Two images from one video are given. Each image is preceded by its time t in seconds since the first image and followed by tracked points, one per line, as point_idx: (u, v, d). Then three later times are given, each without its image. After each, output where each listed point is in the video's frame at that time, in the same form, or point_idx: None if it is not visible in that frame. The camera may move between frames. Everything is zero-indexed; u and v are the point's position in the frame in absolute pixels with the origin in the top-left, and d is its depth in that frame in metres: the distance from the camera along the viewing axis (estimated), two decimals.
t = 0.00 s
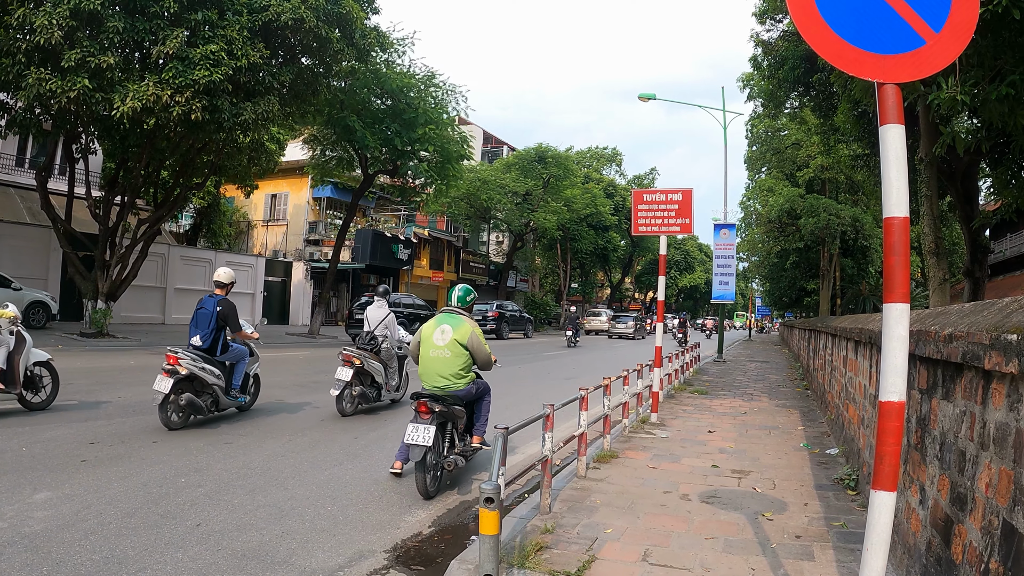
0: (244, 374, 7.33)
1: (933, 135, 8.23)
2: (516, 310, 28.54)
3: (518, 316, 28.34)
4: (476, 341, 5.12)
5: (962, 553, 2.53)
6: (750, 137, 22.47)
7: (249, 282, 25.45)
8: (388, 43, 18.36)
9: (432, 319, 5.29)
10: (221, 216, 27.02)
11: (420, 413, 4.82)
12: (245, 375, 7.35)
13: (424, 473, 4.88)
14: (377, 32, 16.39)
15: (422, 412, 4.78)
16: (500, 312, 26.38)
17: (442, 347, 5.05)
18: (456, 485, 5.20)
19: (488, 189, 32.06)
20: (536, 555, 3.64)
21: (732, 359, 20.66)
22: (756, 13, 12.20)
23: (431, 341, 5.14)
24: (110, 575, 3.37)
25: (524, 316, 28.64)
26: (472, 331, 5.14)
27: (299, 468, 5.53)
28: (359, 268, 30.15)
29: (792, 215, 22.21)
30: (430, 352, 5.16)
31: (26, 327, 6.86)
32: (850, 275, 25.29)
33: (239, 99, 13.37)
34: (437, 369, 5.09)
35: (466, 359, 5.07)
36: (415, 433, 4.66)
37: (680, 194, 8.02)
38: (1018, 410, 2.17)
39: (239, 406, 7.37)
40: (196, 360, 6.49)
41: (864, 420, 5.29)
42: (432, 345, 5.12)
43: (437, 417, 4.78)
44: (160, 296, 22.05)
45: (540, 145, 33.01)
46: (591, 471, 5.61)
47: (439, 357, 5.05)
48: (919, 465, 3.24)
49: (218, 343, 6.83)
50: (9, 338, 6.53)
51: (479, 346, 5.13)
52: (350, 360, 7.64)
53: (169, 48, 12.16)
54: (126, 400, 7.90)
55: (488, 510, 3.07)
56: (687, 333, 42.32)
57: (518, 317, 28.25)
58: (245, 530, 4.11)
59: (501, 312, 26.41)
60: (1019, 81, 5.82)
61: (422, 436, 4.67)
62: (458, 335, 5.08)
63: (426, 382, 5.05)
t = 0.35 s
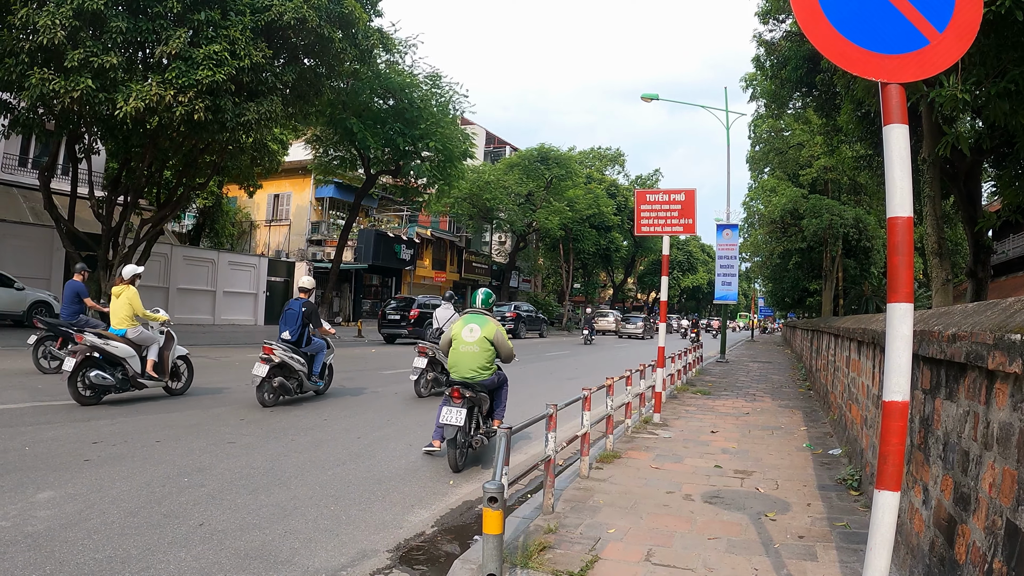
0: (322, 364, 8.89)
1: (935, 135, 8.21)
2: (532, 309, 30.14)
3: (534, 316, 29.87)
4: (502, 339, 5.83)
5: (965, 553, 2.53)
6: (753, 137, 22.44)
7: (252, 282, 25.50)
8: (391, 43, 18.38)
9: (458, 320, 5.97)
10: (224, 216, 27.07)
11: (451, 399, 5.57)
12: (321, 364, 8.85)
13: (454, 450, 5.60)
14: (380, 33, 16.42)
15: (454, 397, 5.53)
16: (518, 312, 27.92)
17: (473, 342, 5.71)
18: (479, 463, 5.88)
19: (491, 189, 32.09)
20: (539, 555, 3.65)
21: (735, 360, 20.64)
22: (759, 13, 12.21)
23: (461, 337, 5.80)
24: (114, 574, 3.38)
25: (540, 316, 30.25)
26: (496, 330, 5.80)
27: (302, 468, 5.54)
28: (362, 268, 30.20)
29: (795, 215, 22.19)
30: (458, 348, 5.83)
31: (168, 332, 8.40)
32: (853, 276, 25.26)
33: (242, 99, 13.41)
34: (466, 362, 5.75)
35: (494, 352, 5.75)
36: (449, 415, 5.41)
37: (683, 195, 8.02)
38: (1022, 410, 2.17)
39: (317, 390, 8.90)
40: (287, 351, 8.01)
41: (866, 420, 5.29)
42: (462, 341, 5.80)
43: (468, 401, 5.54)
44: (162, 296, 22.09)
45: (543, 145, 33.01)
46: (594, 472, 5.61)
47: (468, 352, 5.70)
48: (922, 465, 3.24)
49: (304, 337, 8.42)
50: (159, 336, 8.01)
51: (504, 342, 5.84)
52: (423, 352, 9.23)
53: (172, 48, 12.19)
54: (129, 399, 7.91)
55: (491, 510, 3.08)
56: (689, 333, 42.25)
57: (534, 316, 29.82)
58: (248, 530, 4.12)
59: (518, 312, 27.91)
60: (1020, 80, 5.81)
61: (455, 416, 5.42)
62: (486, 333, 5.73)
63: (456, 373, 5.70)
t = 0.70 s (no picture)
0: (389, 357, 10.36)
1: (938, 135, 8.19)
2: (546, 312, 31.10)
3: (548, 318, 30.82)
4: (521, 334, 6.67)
5: (968, 553, 2.53)
6: (755, 137, 22.44)
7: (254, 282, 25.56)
8: (393, 42, 18.39)
9: (480, 320, 6.74)
10: (227, 216, 27.12)
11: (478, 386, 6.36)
12: (388, 356, 10.27)
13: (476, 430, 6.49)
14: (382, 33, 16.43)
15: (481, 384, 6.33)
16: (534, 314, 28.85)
17: (498, 338, 6.48)
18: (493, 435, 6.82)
19: (493, 189, 32.11)
20: (542, 555, 3.65)
21: (737, 360, 20.65)
22: (762, 13, 12.20)
23: (485, 333, 6.57)
24: (116, 574, 3.39)
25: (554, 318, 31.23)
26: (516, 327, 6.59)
27: (305, 468, 5.56)
28: (364, 268, 30.25)
29: (797, 215, 22.18)
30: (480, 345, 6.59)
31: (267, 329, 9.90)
32: (855, 276, 25.22)
33: (244, 99, 13.43)
34: (491, 356, 6.51)
35: (517, 346, 6.54)
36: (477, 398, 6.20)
37: (685, 195, 8.02)
38: None
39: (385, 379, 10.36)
40: (359, 345, 9.60)
41: (868, 420, 5.30)
42: (485, 337, 6.56)
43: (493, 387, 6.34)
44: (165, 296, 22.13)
45: (545, 146, 33.00)
46: (596, 472, 5.61)
47: (492, 347, 6.48)
48: (924, 465, 3.24)
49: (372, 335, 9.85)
50: (262, 333, 9.46)
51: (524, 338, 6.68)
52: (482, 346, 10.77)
53: (175, 48, 12.22)
54: (132, 399, 7.95)
55: (494, 509, 3.09)
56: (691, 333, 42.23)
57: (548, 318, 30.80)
58: (251, 529, 4.13)
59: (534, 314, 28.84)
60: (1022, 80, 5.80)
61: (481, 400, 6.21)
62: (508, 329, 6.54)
63: (481, 365, 6.45)
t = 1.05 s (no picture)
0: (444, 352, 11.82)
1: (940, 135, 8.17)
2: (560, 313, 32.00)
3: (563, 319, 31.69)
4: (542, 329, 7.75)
5: (970, 553, 2.53)
6: (757, 138, 22.44)
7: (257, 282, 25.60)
8: (395, 42, 18.40)
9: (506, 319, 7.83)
10: (229, 216, 27.17)
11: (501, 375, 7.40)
12: (445, 351, 11.76)
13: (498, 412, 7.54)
14: (384, 33, 16.44)
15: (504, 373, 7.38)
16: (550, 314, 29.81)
17: (520, 332, 7.55)
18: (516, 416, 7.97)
19: (495, 189, 32.13)
20: (544, 555, 3.66)
21: (739, 360, 20.65)
22: (764, 13, 12.19)
23: (511, 330, 7.64)
24: (118, 573, 3.40)
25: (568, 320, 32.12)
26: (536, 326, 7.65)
27: (307, 467, 5.57)
28: (366, 268, 30.29)
29: (800, 216, 22.18)
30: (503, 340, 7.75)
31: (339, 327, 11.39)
32: (857, 276, 25.21)
33: (246, 99, 13.45)
34: (515, 350, 7.58)
35: (537, 343, 7.63)
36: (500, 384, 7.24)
37: (688, 195, 8.03)
38: None
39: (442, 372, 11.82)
40: (419, 340, 11.07)
41: (871, 421, 5.30)
42: (508, 332, 7.67)
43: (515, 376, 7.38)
44: (167, 296, 22.17)
45: (547, 146, 32.99)
46: (598, 472, 5.62)
47: (515, 342, 7.55)
48: (926, 465, 3.25)
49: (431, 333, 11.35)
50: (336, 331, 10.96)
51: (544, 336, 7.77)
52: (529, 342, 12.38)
53: (177, 48, 12.25)
54: (135, 399, 7.96)
55: (496, 509, 3.10)
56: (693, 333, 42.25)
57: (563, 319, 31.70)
58: (253, 529, 4.14)
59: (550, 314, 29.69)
60: None
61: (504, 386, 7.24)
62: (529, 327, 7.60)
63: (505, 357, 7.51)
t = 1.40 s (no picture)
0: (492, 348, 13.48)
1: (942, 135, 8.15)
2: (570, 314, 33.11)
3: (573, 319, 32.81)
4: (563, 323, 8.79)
5: (971, 553, 2.53)
6: (759, 138, 22.44)
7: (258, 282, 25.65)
8: (397, 43, 18.40)
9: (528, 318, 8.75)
10: (231, 216, 27.22)
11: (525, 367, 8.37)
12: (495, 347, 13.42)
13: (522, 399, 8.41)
14: (386, 32, 16.44)
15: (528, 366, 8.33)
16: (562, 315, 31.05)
17: (542, 330, 8.48)
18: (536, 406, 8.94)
19: (497, 189, 32.13)
20: (545, 555, 3.66)
21: (741, 360, 20.64)
22: (766, 13, 12.18)
23: (534, 328, 8.57)
24: (118, 573, 3.40)
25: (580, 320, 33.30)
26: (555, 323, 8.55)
27: (308, 467, 5.57)
28: (368, 268, 30.35)
29: (801, 216, 22.18)
30: (526, 336, 8.74)
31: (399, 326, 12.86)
32: (859, 276, 25.20)
33: (248, 99, 13.48)
34: (537, 345, 8.52)
35: (557, 339, 8.55)
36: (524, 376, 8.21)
37: (689, 195, 8.02)
38: None
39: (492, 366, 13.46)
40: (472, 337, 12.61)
41: (872, 421, 5.29)
42: (531, 330, 8.60)
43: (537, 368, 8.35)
44: (169, 296, 22.19)
45: (549, 146, 32.99)
46: (600, 472, 5.62)
47: (537, 338, 8.48)
48: (929, 465, 3.24)
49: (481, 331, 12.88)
50: (397, 330, 12.40)
51: (564, 331, 8.73)
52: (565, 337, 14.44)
53: (179, 48, 12.28)
54: (136, 399, 7.97)
55: (497, 509, 3.10)
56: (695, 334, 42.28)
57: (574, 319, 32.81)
58: (255, 529, 4.15)
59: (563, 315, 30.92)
60: None
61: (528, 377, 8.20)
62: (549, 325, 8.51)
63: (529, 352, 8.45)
